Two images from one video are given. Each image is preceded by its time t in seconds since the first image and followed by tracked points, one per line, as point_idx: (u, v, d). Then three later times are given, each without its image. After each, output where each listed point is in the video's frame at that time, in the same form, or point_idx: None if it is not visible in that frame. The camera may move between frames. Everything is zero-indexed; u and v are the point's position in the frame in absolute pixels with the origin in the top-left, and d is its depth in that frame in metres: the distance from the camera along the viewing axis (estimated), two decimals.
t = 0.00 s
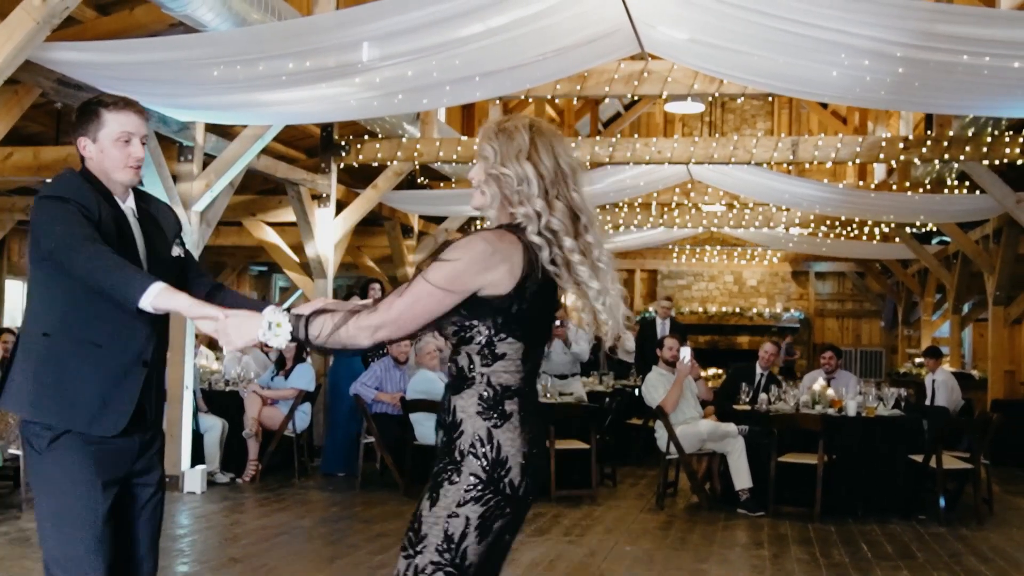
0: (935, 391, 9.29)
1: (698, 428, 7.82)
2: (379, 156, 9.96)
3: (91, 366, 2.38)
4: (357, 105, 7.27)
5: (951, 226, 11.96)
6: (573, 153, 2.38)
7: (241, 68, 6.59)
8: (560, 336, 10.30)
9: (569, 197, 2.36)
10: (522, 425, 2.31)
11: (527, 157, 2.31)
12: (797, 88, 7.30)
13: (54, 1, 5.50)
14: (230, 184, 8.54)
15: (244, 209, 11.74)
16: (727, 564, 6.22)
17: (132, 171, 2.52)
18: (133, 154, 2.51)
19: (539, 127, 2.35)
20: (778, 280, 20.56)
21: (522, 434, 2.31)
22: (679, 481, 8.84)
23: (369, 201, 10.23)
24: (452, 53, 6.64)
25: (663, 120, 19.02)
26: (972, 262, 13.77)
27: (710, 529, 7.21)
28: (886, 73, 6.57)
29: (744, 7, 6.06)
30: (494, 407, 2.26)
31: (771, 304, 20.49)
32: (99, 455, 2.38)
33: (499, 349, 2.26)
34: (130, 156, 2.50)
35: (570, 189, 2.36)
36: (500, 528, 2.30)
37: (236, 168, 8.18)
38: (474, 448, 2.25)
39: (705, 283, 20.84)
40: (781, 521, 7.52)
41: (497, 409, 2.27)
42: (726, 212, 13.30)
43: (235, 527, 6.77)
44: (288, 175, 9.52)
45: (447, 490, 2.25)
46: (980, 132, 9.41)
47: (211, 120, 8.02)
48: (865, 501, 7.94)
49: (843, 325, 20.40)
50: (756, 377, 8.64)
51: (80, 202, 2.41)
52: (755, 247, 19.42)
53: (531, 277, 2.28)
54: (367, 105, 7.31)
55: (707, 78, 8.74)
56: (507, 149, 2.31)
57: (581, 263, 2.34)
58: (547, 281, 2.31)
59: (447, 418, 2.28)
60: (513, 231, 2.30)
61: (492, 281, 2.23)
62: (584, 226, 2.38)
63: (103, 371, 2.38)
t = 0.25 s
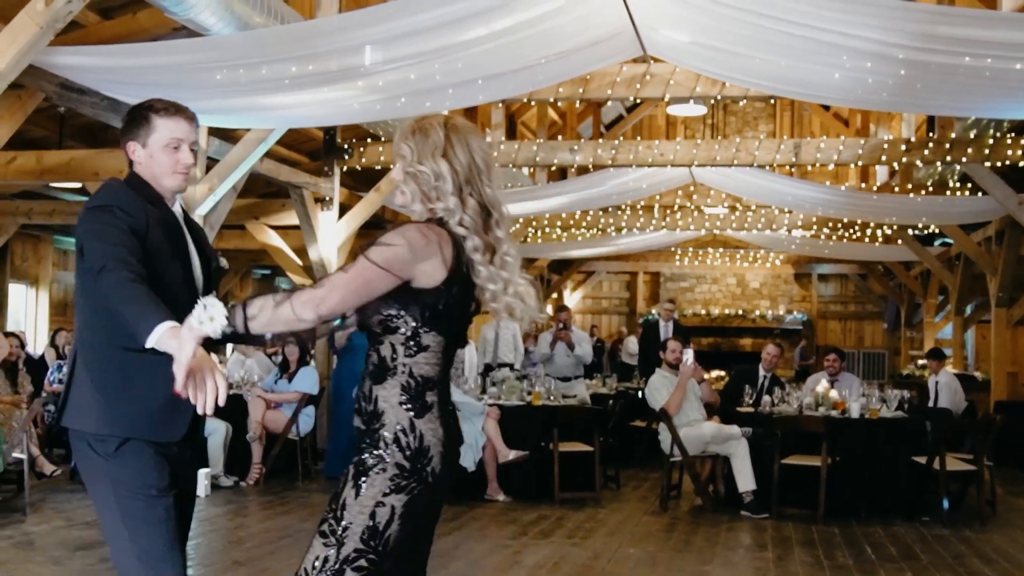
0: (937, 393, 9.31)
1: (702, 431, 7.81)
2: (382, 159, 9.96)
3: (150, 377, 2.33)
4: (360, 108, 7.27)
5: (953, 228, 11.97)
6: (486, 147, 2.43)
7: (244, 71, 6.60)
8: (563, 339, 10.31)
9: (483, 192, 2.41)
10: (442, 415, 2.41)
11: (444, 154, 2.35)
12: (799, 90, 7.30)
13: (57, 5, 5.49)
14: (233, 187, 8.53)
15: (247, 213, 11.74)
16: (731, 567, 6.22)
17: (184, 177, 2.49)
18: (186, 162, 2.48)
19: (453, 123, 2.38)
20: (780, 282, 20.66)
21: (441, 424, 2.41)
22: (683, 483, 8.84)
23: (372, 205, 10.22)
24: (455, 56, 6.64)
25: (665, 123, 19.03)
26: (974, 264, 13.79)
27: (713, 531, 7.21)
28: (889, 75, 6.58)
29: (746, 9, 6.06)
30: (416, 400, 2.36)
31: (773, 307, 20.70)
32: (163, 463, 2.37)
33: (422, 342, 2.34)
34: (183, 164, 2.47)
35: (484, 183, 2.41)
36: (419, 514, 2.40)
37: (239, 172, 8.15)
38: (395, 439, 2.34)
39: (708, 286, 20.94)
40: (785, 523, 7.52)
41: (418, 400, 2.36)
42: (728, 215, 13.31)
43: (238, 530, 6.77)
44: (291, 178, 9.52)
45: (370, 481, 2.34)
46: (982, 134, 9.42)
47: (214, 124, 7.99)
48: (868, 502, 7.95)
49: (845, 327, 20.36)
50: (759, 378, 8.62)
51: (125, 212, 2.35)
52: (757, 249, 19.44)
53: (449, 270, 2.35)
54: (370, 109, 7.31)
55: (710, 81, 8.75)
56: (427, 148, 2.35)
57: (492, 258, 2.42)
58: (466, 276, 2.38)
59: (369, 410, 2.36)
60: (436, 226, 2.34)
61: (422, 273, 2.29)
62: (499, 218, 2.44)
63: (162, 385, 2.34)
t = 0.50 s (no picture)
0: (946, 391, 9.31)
1: (710, 431, 7.84)
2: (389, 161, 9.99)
3: (202, 391, 2.37)
4: (367, 110, 7.30)
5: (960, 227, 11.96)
6: (406, 157, 2.32)
7: (252, 74, 6.62)
8: (572, 339, 10.34)
9: (401, 203, 2.30)
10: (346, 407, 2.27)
11: (363, 162, 2.25)
12: (806, 90, 7.31)
13: (66, 10, 5.48)
14: (241, 190, 8.59)
15: (255, 215, 11.78)
16: (740, 567, 6.23)
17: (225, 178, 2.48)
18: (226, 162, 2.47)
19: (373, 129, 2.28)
20: (787, 282, 20.64)
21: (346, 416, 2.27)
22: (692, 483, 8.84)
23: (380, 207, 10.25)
24: (461, 58, 6.66)
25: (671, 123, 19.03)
26: (981, 262, 13.77)
27: (722, 531, 7.22)
28: (895, 74, 6.59)
29: (751, 10, 6.08)
30: (313, 390, 2.22)
31: (781, 306, 20.62)
32: (227, 469, 2.40)
33: (322, 335, 2.22)
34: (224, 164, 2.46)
35: (400, 194, 2.30)
36: (326, 513, 2.25)
37: (247, 174, 8.21)
38: (287, 431, 2.22)
39: (715, 286, 20.91)
40: (794, 523, 7.53)
41: (316, 391, 2.23)
42: (734, 214, 13.31)
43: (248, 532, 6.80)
44: (299, 181, 9.55)
45: (266, 475, 2.22)
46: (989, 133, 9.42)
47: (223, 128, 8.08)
48: (877, 502, 7.94)
49: (853, 326, 20.30)
50: (766, 378, 8.65)
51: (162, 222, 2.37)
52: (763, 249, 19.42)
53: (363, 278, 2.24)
54: (377, 111, 7.33)
55: (716, 81, 8.76)
56: (349, 156, 2.24)
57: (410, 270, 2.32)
58: (376, 282, 2.26)
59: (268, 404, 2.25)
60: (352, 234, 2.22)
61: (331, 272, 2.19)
62: (413, 231, 2.34)
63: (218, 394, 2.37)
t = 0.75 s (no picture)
0: (963, 390, 9.28)
1: (726, 429, 7.81)
2: (403, 162, 10.02)
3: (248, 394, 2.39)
4: (381, 111, 7.32)
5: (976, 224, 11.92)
6: (347, 146, 2.21)
7: (266, 76, 6.65)
8: (587, 339, 10.35)
9: (338, 192, 2.18)
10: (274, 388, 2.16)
11: (297, 149, 2.14)
12: (819, 88, 7.31)
13: (82, 14, 5.45)
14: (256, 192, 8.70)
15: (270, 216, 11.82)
16: (756, 565, 6.23)
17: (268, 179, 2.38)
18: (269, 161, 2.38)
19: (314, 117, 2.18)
20: (802, 280, 20.59)
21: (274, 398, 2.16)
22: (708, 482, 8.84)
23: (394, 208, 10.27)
24: (475, 58, 6.68)
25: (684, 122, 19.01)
26: (997, 260, 13.74)
27: (738, 530, 7.22)
28: (909, 71, 6.58)
29: (764, 8, 6.08)
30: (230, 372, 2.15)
31: (796, 304, 20.56)
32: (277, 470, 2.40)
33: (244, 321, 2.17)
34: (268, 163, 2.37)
35: (337, 183, 2.18)
36: (258, 495, 2.15)
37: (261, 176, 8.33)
38: (207, 414, 2.15)
39: (729, 285, 20.88)
40: (811, 521, 7.53)
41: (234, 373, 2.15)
42: (749, 213, 13.30)
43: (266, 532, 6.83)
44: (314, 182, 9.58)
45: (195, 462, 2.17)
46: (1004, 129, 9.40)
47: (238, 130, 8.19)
48: (894, 501, 7.92)
49: (868, 325, 20.26)
50: (779, 377, 8.64)
51: (193, 219, 2.27)
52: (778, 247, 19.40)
53: (279, 265, 2.15)
54: (391, 112, 7.36)
55: (730, 80, 8.75)
56: (278, 140, 2.14)
57: (349, 258, 2.19)
58: (296, 272, 2.17)
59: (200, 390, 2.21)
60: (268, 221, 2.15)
61: (240, 259, 2.13)
62: (352, 224, 2.20)
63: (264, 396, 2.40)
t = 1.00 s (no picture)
0: (994, 386, 9.20)
1: (754, 428, 7.80)
2: (428, 161, 10.03)
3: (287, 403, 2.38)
4: (407, 111, 7.33)
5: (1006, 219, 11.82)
6: (305, 147, 2.09)
7: (292, 77, 6.67)
8: (613, 337, 10.34)
9: (287, 194, 2.05)
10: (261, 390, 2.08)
11: (243, 156, 2.07)
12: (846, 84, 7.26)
13: (110, 18, 5.50)
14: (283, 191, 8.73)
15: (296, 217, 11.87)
16: (786, 564, 6.20)
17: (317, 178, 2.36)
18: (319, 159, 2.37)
19: (268, 122, 2.10)
20: (829, 277, 20.44)
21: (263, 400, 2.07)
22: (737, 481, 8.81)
23: (419, 207, 10.28)
24: (499, 57, 6.67)
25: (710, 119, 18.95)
26: None
27: (768, 528, 7.19)
28: (937, 66, 6.53)
29: (790, 4, 6.05)
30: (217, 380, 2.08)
31: (822, 302, 20.39)
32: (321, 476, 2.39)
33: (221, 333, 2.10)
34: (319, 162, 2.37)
35: (287, 186, 2.06)
36: (253, 499, 2.05)
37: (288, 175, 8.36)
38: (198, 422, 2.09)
39: (755, 282, 20.80)
40: (840, 520, 7.48)
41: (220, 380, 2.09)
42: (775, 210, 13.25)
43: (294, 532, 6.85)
44: (340, 182, 9.61)
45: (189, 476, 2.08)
46: None
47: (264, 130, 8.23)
48: (926, 499, 7.88)
49: (896, 321, 20.16)
50: (804, 375, 8.59)
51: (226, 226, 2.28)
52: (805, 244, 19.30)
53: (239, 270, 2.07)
54: (416, 112, 7.37)
55: (756, 76, 8.72)
56: (231, 148, 2.08)
57: (301, 257, 2.04)
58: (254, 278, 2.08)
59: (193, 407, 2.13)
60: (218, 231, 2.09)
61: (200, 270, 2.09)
62: (305, 225, 2.05)
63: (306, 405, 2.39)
